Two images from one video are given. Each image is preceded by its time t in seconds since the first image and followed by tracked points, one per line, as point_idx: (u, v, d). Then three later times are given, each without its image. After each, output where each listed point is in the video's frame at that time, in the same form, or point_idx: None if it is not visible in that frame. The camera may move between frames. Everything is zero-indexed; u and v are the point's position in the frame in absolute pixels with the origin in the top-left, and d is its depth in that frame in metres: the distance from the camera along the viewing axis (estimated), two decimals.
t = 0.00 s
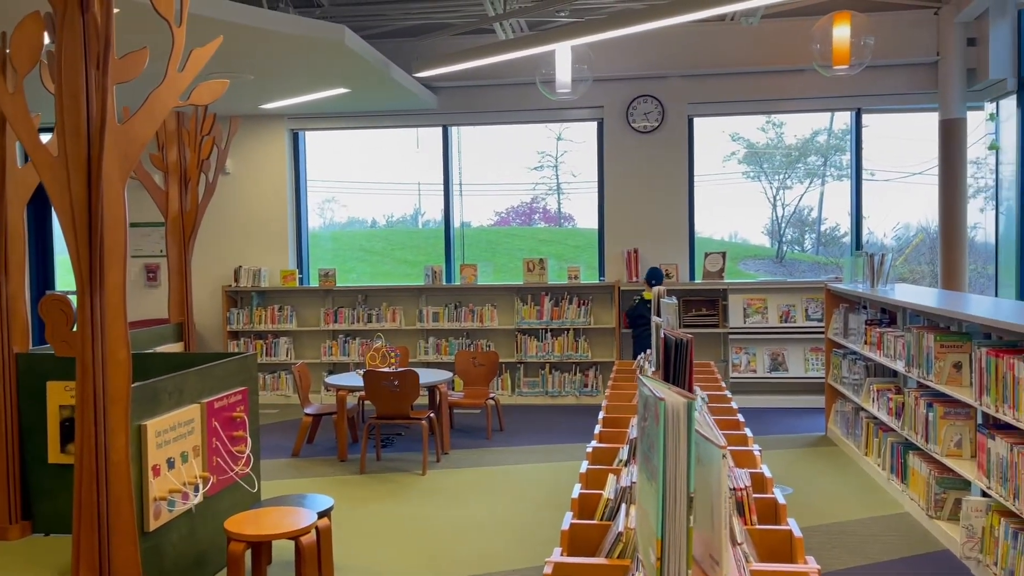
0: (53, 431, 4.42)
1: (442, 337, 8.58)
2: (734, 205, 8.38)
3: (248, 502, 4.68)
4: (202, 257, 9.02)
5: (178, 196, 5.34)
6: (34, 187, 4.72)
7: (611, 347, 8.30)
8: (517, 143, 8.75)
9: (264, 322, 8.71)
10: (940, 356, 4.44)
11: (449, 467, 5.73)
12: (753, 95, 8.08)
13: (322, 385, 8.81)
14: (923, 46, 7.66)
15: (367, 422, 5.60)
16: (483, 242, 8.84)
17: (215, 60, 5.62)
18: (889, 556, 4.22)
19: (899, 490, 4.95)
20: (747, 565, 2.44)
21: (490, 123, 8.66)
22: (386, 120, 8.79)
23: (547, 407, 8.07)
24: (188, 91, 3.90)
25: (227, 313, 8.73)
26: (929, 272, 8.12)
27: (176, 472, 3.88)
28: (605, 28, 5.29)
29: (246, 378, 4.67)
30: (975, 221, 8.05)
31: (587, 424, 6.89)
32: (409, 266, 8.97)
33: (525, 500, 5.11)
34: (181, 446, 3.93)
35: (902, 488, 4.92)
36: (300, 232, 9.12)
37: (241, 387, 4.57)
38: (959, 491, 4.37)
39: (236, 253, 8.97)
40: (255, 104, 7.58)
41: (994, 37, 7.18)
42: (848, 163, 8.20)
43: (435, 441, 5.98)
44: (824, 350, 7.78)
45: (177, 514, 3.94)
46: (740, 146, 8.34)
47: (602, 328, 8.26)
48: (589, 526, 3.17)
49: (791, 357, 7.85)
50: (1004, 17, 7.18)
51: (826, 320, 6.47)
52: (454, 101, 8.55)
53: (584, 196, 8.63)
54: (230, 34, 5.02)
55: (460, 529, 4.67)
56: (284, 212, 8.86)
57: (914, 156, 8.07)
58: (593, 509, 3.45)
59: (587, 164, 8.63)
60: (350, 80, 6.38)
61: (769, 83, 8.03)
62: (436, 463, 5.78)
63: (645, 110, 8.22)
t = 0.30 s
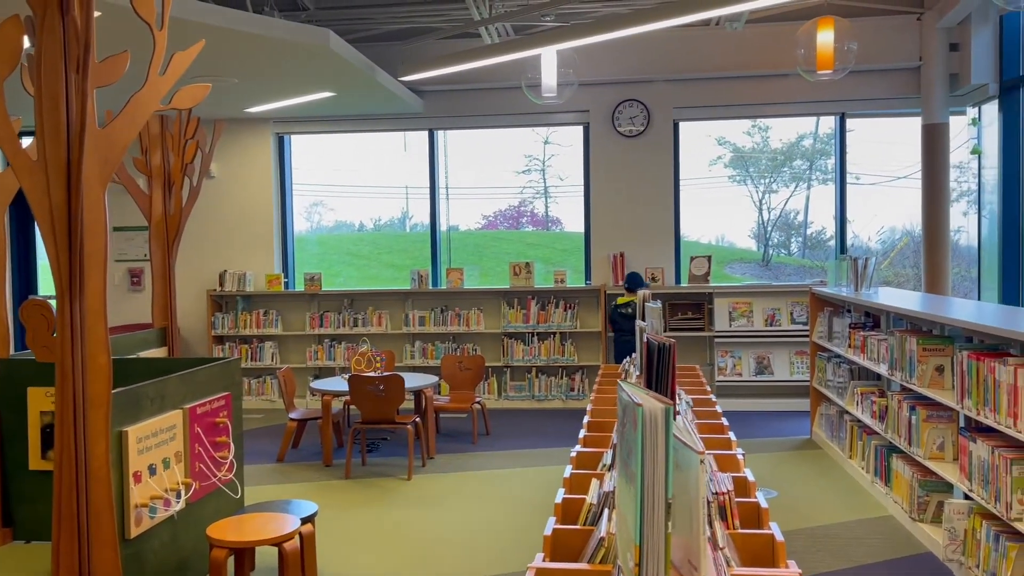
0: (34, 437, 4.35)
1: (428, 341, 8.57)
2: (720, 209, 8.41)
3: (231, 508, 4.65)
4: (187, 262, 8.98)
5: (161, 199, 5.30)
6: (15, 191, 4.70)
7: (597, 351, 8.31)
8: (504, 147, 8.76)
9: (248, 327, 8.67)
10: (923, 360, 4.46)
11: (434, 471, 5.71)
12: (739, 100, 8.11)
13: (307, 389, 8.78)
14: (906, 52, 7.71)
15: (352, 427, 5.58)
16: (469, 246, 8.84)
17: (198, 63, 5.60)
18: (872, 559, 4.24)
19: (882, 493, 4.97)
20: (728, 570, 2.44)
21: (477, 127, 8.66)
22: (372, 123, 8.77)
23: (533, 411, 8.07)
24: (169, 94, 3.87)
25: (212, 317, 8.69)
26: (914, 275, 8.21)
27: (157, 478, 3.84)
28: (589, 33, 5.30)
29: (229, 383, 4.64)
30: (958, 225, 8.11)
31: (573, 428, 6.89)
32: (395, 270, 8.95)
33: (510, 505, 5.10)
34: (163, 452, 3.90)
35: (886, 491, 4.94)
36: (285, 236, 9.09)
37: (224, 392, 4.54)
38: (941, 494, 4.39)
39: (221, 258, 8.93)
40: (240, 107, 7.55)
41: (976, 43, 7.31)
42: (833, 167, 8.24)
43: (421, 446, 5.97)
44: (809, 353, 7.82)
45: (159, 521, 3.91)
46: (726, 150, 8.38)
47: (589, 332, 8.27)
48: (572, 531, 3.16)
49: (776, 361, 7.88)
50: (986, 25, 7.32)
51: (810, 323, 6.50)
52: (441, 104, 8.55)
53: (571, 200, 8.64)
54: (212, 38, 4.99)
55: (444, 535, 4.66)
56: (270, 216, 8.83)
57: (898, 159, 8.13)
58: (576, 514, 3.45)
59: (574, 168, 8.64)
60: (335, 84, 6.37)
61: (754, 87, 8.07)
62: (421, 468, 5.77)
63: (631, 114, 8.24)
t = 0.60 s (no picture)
0: (14, 443, 4.26)
1: (414, 345, 8.56)
2: (707, 212, 8.44)
3: (214, 512, 4.62)
4: (171, 265, 8.94)
5: (144, 203, 5.27)
6: None
7: (584, 354, 8.32)
8: (491, 150, 8.76)
9: (233, 331, 8.64)
10: (905, 362, 4.48)
11: (419, 475, 5.71)
12: (724, 103, 8.15)
13: (293, 393, 8.75)
14: (889, 56, 7.77)
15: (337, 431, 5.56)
16: (456, 249, 8.83)
17: (180, 67, 5.58)
18: (854, 561, 4.25)
19: (866, 495, 5.00)
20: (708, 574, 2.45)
21: (463, 130, 8.67)
22: (358, 126, 8.76)
23: (520, 414, 8.07)
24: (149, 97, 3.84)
25: (196, 321, 8.64)
26: (897, 278, 8.25)
27: (138, 484, 3.81)
28: (572, 37, 5.32)
29: (212, 387, 4.62)
30: (942, 228, 8.17)
31: (559, 431, 6.90)
32: (382, 273, 8.93)
33: (496, 508, 5.10)
34: (145, 457, 3.87)
35: (870, 493, 4.96)
36: (271, 239, 9.06)
37: (206, 396, 4.52)
38: (923, 496, 4.41)
39: (206, 261, 8.89)
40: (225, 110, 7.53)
41: (960, 47, 7.39)
42: (818, 171, 8.28)
43: (406, 450, 5.97)
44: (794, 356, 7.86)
45: (140, 526, 3.88)
46: (713, 153, 8.41)
47: (575, 335, 8.29)
48: (554, 535, 3.14)
49: (761, 363, 7.91)
50: (968, 30, 7.41)
51: (795, 326, 6.52)
52: (426, 108, 8.55)
53: (558, 203, 8.66)
54: (193, 40, 4.97)
55: (429, 538, 4.66)
56: (256, 219, 8.81)
57: (882, 163, 8.18)
58: (558, 517, 3.44)
59: (562, 171, 8.65)
60: (320, 87, 6.37)
61: (739, 91, 8.11)
62: (406, 472, 5.75)
63: (616, 118, 8.27)
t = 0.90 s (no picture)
0: None
1: (400, 347, 8.55)
2: (693, 215, 8.47)
3: (195, 516, 4.59)
4: (155, 267, 8.89)
5: (127, 205, 5.24)
6: None
7: (570, 356, 8.33)
8: (477, 152, 8.76)
9: (218, 333, 8.60)
10: (887, 363, 4.51)
11: (404, 478, 5.69)
12: (709, 106, 8.19)
13: (278, 396, 8.72)
14: (872, 59, 7.82)
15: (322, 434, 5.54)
16: (442, 251, 8.83)
17: (163, 68, 5.55)
18: (837, 562, 4.27)
19: (849, 496, 5.02)
20: None
21: (449, 132, 8.67)
22: (345, 128, 8.75)
23: (505, 417, 8.07)
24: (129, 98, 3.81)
25: (180, 324, 8.59)
26: (881, 280, 8.29)
27: (119, 488, 3.78)
28: (556, 40, 5.32)
29: (193, 391, 4.60)
30: (925, 230, 8.23)
31: (544, 434, 6.89)
32: (368, 276, 8.91)
33: (480, 511, 5.09)
34: (125, 461, 3.83)
35: (853, 494, 4.98)
36: (256, 242, 9.03)
37: (188, 400, 4.49)
38: (906, 496, 4.43)
39: (191, 264, 8.86)
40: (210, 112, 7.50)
41: (941, 51, 7.45)
42: (803, 173, 8.32)
43: (391, 453, 5.95)
44: (778, 357, 7.89)
45: (121, 531, 3.84)
46: (699, 156, 8.43)
47: (561, 337, 8.30)
48: (536, 537, 3.12)
49: (746, 365, 7.94)
50: (950, 34, 7.46)
51: (780, 328, 6.55)
52: (412, 110, 8.54)
53: (544, 205, 8.67)
54: (175, 41, 4.94)
55: (413, 540, 4.65)
56: (240, 222, 8.78)
57: (867, 165, 8.22)
58: (540, 520, 3.43)
59: (549, 174, 8.66)
60: (305, 89, 6.36)
61: (724, 94, 8.14)
62: (391, 475, 5.74)
63: (602, 120, 8.29)
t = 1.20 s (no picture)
0: None
1: (384, 349, 8.52)
2: (678, 216, 8.49)
3: (175, 519, 4.55)
4: (138, 269, 8.83)
5: (108, 206, 5.20)
6: None
7: (555, 358, 8.33)
8: (462, 154, 8.75)
9: (201, 335, 8.54)
10: (868, 364, 4.53)
11: (388, 481, 5.67)
12: (694, 108, 8.21)
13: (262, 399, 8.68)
14: (854, 62, 7.87)
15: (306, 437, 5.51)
16: (427, 253, 8.81)
17: (144, 68, 5.51)
18: (819, 562, 4.28)
19: (832, 496, 5.04)
20: None
21: (434, 134, 8.66)
22: (330, 130, 8.72)
23: (490, 418, 8.06)
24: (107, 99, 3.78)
25: (163, 326, 8.53)
26: (864, 282, 8.34)
27: (97, 492, 3.73)
28: (539, 41, 5.32)
29: (173, 394, 4.57)
30: (908, 231, 8.28)
31: (528, 435, 6.89)
32: (354, 278, 8.88)
33: (464, 513, 5.08)
34: (103, 465, 3.79)
35: (835, 494, 5.00)
36: (240, 244, 8.98)
37: (167, 403, 4.46)
38: (887, 497, 4.45)
39: (174, 265, 8.80)
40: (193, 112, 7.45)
41: (923, 54, 7.49)
42: (787, 175, 8.36)
43: (375, 455, 5.93)
44: (762, 358, 7.92)
45: (99, 536, 3.80)
46: (684, 157, 8.46)
47: (546, 339, 8.30)
48: (517, 539, 3.11)
49: (730, 366, 7.97)
50: (931, 36, 7.50)
51: (764, 329, 6.58)
52: (396, 111, 8.53)
53: (529, 207, 8.67)
54: (155, 41, 4.90)
55: (396, 543, 4.64)
56: (224, 223, 8.74)
57: (850, 168, 8.27)
58: (522, 522, 3.42)
59: (535, 175, 8.66)
60: (289, 89, 6.33)
61: (708, 96, 8.17)
62: (375, 478, 5.72)
63: (587, 122, 8.30)
